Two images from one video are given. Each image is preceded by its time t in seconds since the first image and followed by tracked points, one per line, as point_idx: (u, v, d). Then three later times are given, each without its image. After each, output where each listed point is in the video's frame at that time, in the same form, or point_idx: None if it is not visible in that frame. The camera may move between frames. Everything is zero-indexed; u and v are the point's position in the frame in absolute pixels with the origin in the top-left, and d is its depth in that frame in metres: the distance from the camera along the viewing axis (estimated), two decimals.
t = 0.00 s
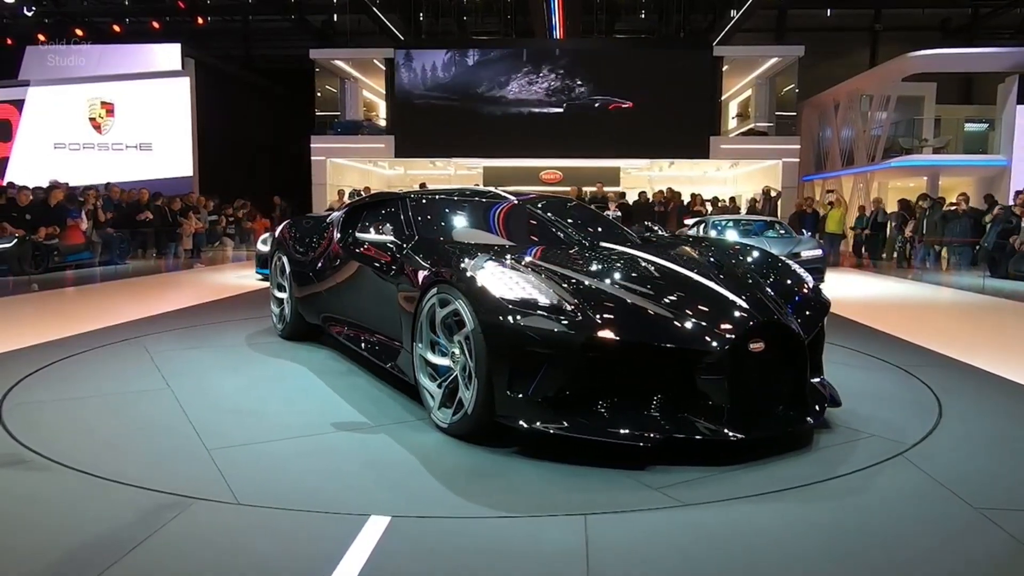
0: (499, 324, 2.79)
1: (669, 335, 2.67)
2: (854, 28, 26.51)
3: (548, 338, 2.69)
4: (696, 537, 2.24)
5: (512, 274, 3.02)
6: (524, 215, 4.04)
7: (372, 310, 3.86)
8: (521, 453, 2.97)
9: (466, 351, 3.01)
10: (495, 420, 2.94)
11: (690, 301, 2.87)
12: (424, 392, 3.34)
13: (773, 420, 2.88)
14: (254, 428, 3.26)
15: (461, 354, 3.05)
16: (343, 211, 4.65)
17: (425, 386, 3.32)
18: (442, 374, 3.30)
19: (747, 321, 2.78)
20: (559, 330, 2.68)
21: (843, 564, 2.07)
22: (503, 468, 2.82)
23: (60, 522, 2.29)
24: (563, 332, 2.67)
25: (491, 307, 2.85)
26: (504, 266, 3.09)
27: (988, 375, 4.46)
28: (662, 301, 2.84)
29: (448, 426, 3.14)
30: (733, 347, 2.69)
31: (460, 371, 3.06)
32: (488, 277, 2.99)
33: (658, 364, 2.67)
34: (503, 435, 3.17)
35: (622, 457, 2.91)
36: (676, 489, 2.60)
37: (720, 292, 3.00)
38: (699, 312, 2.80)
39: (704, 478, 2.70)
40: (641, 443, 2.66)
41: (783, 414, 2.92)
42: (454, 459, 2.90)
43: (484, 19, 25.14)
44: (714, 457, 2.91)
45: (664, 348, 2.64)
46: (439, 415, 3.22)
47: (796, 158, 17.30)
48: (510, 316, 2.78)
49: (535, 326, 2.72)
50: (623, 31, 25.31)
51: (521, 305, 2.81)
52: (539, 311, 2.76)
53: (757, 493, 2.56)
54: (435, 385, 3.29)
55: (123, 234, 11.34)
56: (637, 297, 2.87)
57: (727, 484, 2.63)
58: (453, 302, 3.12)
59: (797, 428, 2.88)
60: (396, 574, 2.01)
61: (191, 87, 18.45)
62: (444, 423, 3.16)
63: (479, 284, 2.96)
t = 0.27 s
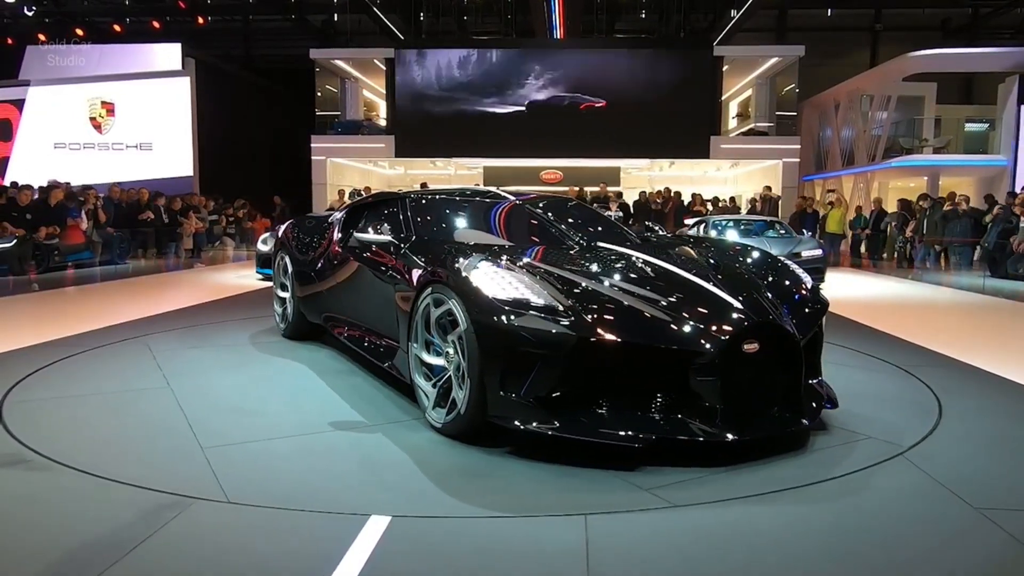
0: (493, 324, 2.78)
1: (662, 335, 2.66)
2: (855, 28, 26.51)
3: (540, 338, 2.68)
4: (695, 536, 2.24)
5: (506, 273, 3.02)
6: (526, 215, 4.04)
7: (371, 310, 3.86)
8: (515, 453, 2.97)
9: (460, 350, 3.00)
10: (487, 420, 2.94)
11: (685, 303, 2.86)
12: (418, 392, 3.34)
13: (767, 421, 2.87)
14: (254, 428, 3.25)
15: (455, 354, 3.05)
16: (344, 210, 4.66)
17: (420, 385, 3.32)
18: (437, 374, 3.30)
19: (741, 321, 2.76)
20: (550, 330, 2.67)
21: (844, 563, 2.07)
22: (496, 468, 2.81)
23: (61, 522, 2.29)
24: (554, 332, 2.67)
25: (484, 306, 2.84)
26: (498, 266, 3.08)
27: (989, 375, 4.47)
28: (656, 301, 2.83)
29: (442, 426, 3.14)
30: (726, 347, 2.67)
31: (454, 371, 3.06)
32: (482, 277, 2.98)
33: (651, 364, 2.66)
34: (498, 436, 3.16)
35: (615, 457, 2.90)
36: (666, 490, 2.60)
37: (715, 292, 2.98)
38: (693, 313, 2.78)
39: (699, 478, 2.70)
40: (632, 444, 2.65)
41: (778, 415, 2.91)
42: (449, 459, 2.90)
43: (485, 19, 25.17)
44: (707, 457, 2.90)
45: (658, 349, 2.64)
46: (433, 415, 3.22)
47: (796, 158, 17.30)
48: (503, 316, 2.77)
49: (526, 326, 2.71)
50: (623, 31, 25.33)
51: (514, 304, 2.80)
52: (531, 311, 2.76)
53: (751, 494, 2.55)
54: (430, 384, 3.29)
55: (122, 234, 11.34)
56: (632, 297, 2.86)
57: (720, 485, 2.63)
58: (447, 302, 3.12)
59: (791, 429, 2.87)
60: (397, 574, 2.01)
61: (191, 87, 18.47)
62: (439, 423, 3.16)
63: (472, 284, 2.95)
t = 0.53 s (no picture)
0: (486, 324, 2.78)
1: (656, 335, 2.66)
2: (855, 28, 26.50)
3: (531, 338, 2.68)
4: (693, 537, 2.24)
5: (500, 274, 3.03)
6: (527, 216, 4.03)
7: (370, 310, 3.87)
8: (509, 454, 2.96)
9: (454, 351, 3.00)
10: (480, 420, 2.94)
11: (679, 303, 2.86)
12: (413, 392, 3.34)
13: (761, 422, 2.87)
14: (253, 428, 3.25)
15: (450, 354, 3.05)
16: (345, 211, 4.66)
17: (415, 386, 3.32)
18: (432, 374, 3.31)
19: (734, 322, 2.76)
20: (542, 330, 2.67)
21: (843, 563, 2.08)
22: (488, 469, 2.81)
23: (62, 521, 2.29)
24: (546, 333, 2.67)
25: (477, 307, 2.85)
26: (492, 267, 3.09)
27: (988, 375, 4.47)
28: (650, 303, 2.83)
29: (436, 426, 3.14)
30: (719, 349, 2.66)
31: (447, 371, 3.06)
32: (474, 278, 3.00)
33: (644, 365, 2.66)
34: (491, 436, 3.17)
35: (608, 458, 2.90)
36: (657, 492, 2.59)
37: (708, 294, 2.97)
38: (686, 314, 2.78)
39: (694, 479, 2.69)
40: (623, 445, 2.65)
41: (773, 417, 2.90)
42: (444, 459, 2.90)
43: (485, 19, 25.20)
44: (701, 458, 2.90)
45: (649, 349, 2.64)
46: (428, 415, 3.21)
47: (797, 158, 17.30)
48: (495, 316, 2.77)
49: (518, 327, 2.72)
50: (623, 31, 25.33)
51: (506, 305, 2.80)
52: (523, 311, 2.76)
53: (746, 495, 2.55)
54: (424, 385, 3.29)
55: (123, 235, 11.34)
56: (625, 297, 2.86)
57: (714, 486, 2.62)
58: (441, 302, 3.12)
59: (785, 431, 2.86)
60: (397, 574, 2.01)
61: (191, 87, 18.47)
62: (433, 423, 3.16)
63: (465, 284, 2.97)
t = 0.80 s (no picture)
0: (478, 325, 2.78)
1: (649, 336, 2.66)
2: (855, 29, 26.52)
3: (523, 339, 2.68)
4: (692, 537, 2.24)
5: (494, 275, 3.03)
6: (527, 218, 4.03)
7: (369, 310, 3.87)
8: (504, 455, 2.96)
9: (448, 352, 3.00)
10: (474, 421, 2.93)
11: (672, 305, 2.84)
12: (408, 393, 3.34)
13: (756, 424, 2.85)
14: (252, 428, 3.25)
15: (444, 355, 3.04)
16: (346, 212, 4.66)
17: (410, 386, 3.31)
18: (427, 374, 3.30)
19: (727, 323, 2.74)
20: (534, 331, 2.67)
21: (843, 564, 2.08)
22: (481, 470, 2.80)
23: (62, 521, 2.29)
24: (537, 333, 2.67)
25: (469, 308, 2.85)
26: (488, 268, 3.09)
27: (988, 376, 4.48)
28: (645, 304, 2.82)
29: (429, 427, 3.13)
30: (711, 350, 2.65)
31: (441, 372, 3.06)
32: (467, 278, 3.00)
33: (637, 366, 2.65)
34: (486, 437, 3.16)
35: (601, 460, 2.89)
36: (644, 494, 2.57)
37: (701, 295, 2.97)
38: (680, 315, 2.77)
39: (689, 480, 2.68)
40: (614, 447, 2.64)
41: (768, 419, 2.88)
42: (439, 460, 2.90)
43: (485, 20, 25.24)
44: (694, 459, 2.88)
45: (642, 350, 2.63)
46: (422, 416, 3.21)
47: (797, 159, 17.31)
48: (487, 317, 2.77)
49: (510, 327, 2.71)
50: (623, 32, 25.35)
51: (498, 306, 2.80)
52: (515, 312, 2.76)
53: (741, 496, 2.54)
54: (419, 385, 3.29)
55: (123, 235, 11.35)
56: (619, 298, 2.86)
57: (709, 487, 2.61)
58: (435, 302, 3.12)
59: (780, 433, 2.84)
60: (397, 575, 2.01)
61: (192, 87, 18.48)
62: (427, 424, 3.15)
63: (457, 285, 2.97)
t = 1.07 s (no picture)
0: (471, 326, 2.78)
1: (641, 337, 2.65)
2: (855, 30, 26.53)
3: (514, 339, 2.68)
4: (690, 538, 2.25)
5: (486, 275, 3.03)
6: (527, 220, 4.02)
7: (368, 311, 3.87)
8: (496, 456, 2.95)
9: (441, 352, 2.99)
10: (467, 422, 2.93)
11: (666, 306, 2.82)
12: (404, 393, 3.34)
13: (750, 426, 2.83)
14: (251, 428, 3.25)
15: (438, 355, 3.04)
16: (347, 213, 4.67)
17: (405, 387, 3.31)
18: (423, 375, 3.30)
19: (719, 324, 2.72)
20: (526, 332, 2.67)
21: (844, 564, 2.08)
22: (473, 470, 2.80)
23: (62, 522, 2.29)
24: (529, 334, 2.67)
25: (460, 308, 2.86)
26: (483, 269, 3.09)
27: (987, 376, 4.48)
28: (639, 305, 2.81)
29: (423, 427, 3.13)
30: (703, 351, 2.64)
31: (435, 373, 3.06)
32: (459, 278, 3.00)
33: (629, 367, 2.65)
34: (480, 437, 3.16)
35: (594, 460, 2.88)
36: (631, 495, 2.55)
37: (695, 295, 2.96)
38: (673, 316, 2.76)
39: (683, 482, 2.68)
40: (604, 448, 2.63)
41: (762, 421, 2.85)
42: (433, 460, 2.90)
43: (486, 21, 25.27)
44: (690, 461, 2.88)
45: (634, 351, 2.62)
46: (416, 416, 3.21)
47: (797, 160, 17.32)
48: (478, 317, 2.77)
49: (501, 328, 2.71)
50: (624, 32, 25.38)
51: (491, 306, 2.80)
52: (507, 312, 2.75)
53: (736, 498, 2.54)
54: (414, 385, 3.29)
55: (123, 235, 11.35)
56: (614, 299, 2.84)
57: (704, 488, 2.61)
58: (430, 303, 3.12)
59: (775, 434, 2.83)
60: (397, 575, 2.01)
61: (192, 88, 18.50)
62: (421, 424, 3.15)
63: (449, 285, 2.97)
